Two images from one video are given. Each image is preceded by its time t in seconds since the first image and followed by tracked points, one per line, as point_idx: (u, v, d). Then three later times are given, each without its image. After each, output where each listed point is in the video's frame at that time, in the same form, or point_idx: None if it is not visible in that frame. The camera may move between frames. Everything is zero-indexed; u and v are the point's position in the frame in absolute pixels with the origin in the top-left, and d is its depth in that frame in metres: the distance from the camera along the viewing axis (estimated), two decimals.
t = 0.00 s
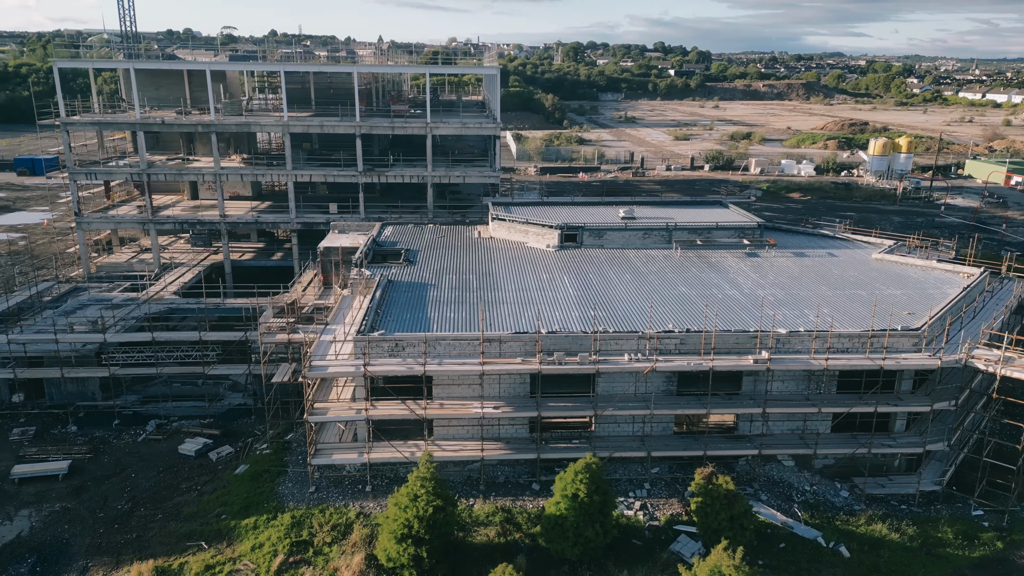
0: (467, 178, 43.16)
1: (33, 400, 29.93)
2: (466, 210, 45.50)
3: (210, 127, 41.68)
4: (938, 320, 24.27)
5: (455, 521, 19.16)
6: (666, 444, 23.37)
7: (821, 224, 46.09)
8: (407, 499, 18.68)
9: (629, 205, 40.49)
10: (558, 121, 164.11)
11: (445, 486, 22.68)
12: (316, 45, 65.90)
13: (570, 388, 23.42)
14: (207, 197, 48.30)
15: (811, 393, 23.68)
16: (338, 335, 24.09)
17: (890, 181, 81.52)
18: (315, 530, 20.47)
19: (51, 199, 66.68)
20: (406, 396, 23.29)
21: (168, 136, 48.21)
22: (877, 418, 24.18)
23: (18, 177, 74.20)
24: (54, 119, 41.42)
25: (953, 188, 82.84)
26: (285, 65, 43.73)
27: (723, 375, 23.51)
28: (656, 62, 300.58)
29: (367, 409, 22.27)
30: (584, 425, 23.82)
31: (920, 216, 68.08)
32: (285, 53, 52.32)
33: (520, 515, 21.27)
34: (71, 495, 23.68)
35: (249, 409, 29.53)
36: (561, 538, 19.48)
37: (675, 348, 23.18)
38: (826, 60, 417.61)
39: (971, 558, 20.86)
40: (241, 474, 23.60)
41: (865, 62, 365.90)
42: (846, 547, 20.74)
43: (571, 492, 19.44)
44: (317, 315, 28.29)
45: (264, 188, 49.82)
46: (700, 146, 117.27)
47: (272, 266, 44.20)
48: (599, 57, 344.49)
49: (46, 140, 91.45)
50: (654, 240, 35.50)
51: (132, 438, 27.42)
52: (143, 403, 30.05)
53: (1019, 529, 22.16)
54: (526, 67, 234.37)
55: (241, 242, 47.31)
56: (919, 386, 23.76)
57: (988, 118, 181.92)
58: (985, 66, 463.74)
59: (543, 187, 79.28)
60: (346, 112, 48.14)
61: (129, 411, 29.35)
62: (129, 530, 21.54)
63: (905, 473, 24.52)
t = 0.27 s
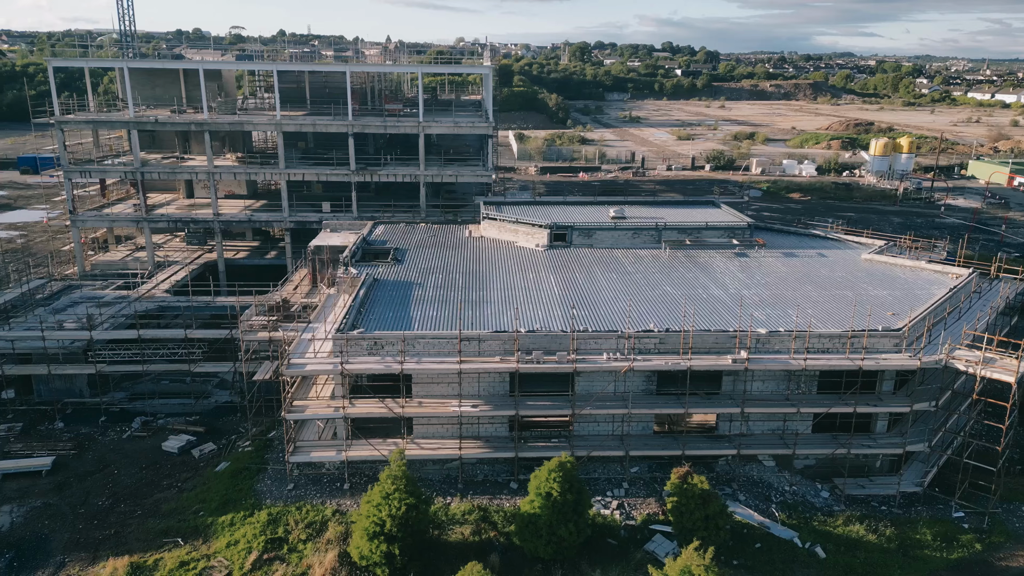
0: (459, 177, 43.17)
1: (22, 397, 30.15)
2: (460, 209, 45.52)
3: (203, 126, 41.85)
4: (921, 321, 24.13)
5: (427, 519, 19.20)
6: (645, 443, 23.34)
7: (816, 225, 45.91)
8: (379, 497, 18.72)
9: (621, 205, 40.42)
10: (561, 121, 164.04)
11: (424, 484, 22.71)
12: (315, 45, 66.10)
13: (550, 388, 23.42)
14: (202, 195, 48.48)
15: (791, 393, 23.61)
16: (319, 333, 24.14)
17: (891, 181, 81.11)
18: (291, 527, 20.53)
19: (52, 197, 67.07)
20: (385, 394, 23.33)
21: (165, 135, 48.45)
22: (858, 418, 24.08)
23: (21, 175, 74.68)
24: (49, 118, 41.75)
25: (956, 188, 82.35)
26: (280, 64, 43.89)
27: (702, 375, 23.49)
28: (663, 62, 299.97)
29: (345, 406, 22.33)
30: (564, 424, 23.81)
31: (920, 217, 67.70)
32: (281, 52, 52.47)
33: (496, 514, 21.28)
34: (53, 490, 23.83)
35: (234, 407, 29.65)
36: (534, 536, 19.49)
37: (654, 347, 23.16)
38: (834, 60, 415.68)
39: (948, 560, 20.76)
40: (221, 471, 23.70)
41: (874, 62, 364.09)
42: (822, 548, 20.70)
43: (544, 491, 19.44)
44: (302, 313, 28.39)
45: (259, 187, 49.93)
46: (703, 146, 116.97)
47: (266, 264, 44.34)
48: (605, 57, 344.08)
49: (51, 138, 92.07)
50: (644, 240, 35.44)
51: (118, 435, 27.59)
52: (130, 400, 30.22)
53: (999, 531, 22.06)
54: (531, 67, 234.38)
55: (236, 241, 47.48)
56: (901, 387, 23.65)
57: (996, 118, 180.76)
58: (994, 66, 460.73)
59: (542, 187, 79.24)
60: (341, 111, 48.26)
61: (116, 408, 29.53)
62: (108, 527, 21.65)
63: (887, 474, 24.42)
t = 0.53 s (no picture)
0: (452, 177, 43.20)
1: (11, 394, 30.39)
2: (453, 209, 45.57)
3: (196, 125, 42.06)
4: (903, 321, 24.02)
5: (400, 517, 19.24)
6: (624, 443, 23.33)
7: (810, 226, 45.75)
8: (351, 494, 18.78)
9: (613, 205, 40.37)
10: (565, 121, 163.94)
11: (402, 482, 22.75)
12: (315, 44, 66.26)
13: (529, 387, 23.46)
14: (198, 194, 48.70)
15: (770, 393, 23.57)
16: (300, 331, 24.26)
17: (893, 182, 80.68)
18: (267, 525, 20.60)
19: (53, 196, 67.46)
20: (365, 392, 23.38)
21: (162, 134, 48.66)
22: (840, 419, 23.98)
23: (24, 174, 75.12)
24: (44, 117, 42.06)
25: (958, 189, 81.84)
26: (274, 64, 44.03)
27: (682, 375, 23.48)
28: (670, 61, 299.22)
29: (324, 404, 22.41)
30: (544, 424, 23.81)
31: (921, 218, 67.29)
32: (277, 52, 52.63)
33: (473, 512, 21.28)
34: (36, 487, 24.00)
35: (221, 405, 29.79)
36: (508, 535, 19.50)
37: (634, 347, 23.15)
38: (843, 60, 413.81)
39: (926, 562, 20.67)
40: (202, 469, 23.82)
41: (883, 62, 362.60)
42: (797, 548, 20.66)
43: (518, 489, 19.44)
44: (288, 312, 28.52)
45: (255, 186, 50.08)
46: (706, 147, 116.67)
47: (259, 263, 44.50)
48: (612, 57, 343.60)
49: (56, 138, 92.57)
50: (633, 240, 35.41)
51: (103, 432, 27.78)
52: (119, 397, 30.42)
53: (978, 534, 21.96)
54: (537, 67, 234.39)
55: (231, 240, 47.66)
56: (882, 388, 23.56)
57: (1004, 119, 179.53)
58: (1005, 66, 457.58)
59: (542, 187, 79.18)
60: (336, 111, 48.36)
61: (103, 406, 29.73)
62: (87, 523, 21.78)
63: (868, 475, 24.32)
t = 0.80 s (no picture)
0: (444, 177, 43.23)
1: None
2: (446, 209, 45.60)
3: (190, 124, 42.33)
4: (883, 323, 23.85)
5: (370, 516, 19.30)
6: (600, 443, 23.29)
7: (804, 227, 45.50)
8: (320, 493, 18.86)
9: (604, 205, 40.26)
10: (570, 121, 163.84)
11: (377, 482, 22.79)
12: (314, 44, 66.46)
13: (505, 387, 23.44)
14: (194, 193, 48.97)
15: (748, 395, 23.48)
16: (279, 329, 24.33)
17: (895, 183, 80.15)
18: (240, 522, 20.68)
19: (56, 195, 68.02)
20: (342, 391, 23.42)
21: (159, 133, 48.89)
22: (818, 421, 23.85)
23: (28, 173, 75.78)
24: (39, 117, 42.41)
25: (962, 190, 81.19)
26: (268, 64, 44.18)
27: (659, 375, 23.44)
28: (678, 61, 298.53)
29: (299, 403, 22.46)
30: (521, 424, 23.78)
31: (922, 219, 66.84)
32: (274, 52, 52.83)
33: (446, 512, 21.27)
34: (17, 483, 24.18)
35: (206, 403, 29.96)
36: (478, 535, 19.49)
37: (610, 347, 23.12)
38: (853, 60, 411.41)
39: (900, 566, 20.52)
40: (180, 467, 23.96)
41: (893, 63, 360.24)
42: (770, 551, 20.58)
43: (487, 489, 19.44)
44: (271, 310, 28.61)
45: (250, 185, 50.26)
46: (710, 147, 116.31)
47: (253, 262, 44.68)
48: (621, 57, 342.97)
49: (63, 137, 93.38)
50: (622, 240, 35.36)
51: (87, 429, 27.99)
52: (105, 395, 30.62)
53: (956, 537, 21.80)
54: (544, 67, 234.29)
55: (226, 239, 47.89)
56: (862, 389, 23.42)
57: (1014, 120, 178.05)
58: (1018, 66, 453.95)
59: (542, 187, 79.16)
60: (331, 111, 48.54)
61: (90, 403, 29.95)
62: (64, 519, 21.91)
63: (847, 477, 24.18)
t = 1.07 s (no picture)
0: (437, 176, 43.29)
1: None
2: (440, 208, 45.67)
3: (185, 123, 42.67)
4: (866, 323, 23.71)
5: (345, 514, 19.34)
6: (580, 443, 23.28)
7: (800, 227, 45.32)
8: (294, 491, 18.92)
9: (596, 204, 40.19)
10: (576, 120, 163.68)
11: (356, 480, 22.82)
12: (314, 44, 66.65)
13: (485, 386, 23.45)
14: (191, 192, 49.23)
15: (729, 394, 23.41)
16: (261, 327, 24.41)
17: (898, 183, 79.66)
18: (217, 520, 20.78)
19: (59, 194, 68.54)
20: (323, 390, 23.48)
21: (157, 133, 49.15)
22: (800, 422, 23.74)
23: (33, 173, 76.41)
24: (36, 116, 42.76)
25: (966, 190, 80.59)
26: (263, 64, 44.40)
27: (639, 375, 23.42)
28: (687, 61, 297.61)
29: (279, 401, 22.54)
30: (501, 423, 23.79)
31: (923, 219, 66.40)
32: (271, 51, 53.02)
33: (423, 510, 21.29)
34: (2, 479, 24.39)
35: (194, 401, 30.13)
36: (453, 533, 19.51)
37: (590, 347, 23.11)
38: (863, 59, 408.90)
39: (878, 567, 20.42)
40: (163, 464, 24.12)
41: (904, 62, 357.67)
42: (746, 551, 20.53)
43: (462, 488, 19.45)
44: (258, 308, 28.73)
45: (247, 184, 50.47)
46: (714, 146, 115.92)
47: (248, 261, 44.89)
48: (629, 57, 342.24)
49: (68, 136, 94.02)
50: (612, 240, 35.32)
51: (76, 426, 28.21)
52: (95, 392, 30.87)
53: (936, 539, 21.66)
54: (551, 67, 234.11)
55: (223, 238, 48.13)
56: (844, 390, 23.31)
57: None
58: None
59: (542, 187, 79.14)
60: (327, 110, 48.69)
61: (79, 401, 30.20)
62: (45, 515, 22.08)
63: (830, 478, 24.08)
